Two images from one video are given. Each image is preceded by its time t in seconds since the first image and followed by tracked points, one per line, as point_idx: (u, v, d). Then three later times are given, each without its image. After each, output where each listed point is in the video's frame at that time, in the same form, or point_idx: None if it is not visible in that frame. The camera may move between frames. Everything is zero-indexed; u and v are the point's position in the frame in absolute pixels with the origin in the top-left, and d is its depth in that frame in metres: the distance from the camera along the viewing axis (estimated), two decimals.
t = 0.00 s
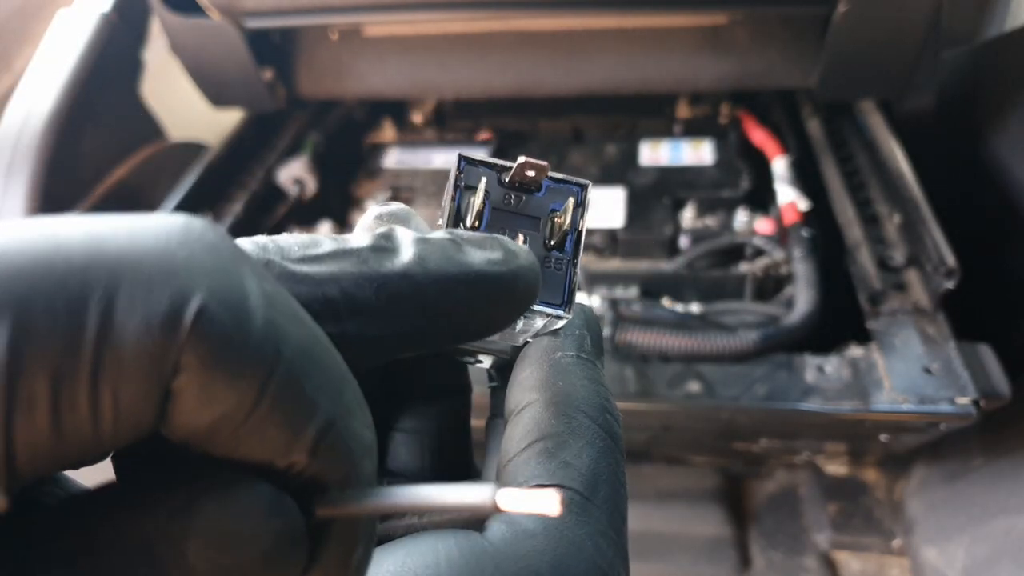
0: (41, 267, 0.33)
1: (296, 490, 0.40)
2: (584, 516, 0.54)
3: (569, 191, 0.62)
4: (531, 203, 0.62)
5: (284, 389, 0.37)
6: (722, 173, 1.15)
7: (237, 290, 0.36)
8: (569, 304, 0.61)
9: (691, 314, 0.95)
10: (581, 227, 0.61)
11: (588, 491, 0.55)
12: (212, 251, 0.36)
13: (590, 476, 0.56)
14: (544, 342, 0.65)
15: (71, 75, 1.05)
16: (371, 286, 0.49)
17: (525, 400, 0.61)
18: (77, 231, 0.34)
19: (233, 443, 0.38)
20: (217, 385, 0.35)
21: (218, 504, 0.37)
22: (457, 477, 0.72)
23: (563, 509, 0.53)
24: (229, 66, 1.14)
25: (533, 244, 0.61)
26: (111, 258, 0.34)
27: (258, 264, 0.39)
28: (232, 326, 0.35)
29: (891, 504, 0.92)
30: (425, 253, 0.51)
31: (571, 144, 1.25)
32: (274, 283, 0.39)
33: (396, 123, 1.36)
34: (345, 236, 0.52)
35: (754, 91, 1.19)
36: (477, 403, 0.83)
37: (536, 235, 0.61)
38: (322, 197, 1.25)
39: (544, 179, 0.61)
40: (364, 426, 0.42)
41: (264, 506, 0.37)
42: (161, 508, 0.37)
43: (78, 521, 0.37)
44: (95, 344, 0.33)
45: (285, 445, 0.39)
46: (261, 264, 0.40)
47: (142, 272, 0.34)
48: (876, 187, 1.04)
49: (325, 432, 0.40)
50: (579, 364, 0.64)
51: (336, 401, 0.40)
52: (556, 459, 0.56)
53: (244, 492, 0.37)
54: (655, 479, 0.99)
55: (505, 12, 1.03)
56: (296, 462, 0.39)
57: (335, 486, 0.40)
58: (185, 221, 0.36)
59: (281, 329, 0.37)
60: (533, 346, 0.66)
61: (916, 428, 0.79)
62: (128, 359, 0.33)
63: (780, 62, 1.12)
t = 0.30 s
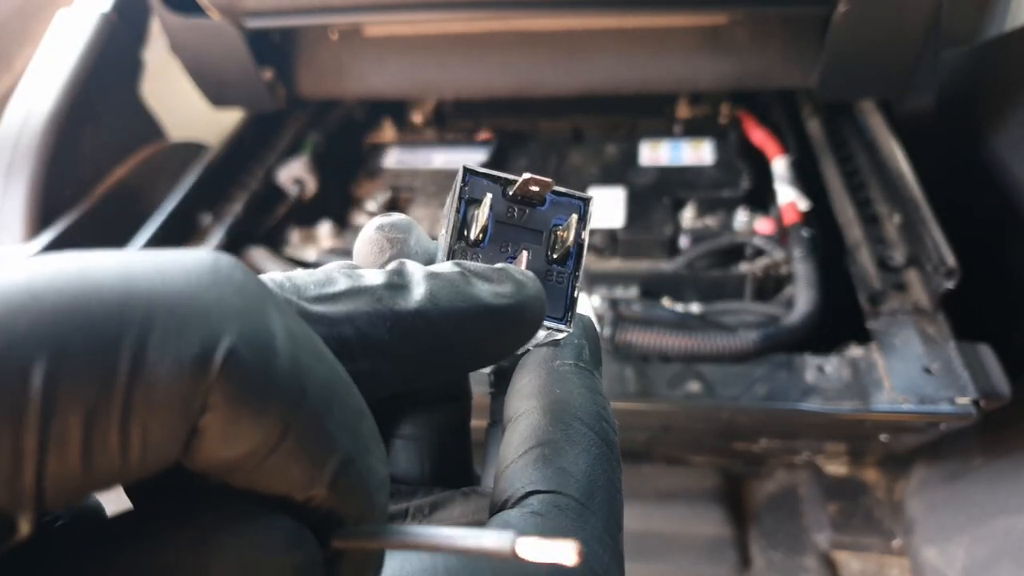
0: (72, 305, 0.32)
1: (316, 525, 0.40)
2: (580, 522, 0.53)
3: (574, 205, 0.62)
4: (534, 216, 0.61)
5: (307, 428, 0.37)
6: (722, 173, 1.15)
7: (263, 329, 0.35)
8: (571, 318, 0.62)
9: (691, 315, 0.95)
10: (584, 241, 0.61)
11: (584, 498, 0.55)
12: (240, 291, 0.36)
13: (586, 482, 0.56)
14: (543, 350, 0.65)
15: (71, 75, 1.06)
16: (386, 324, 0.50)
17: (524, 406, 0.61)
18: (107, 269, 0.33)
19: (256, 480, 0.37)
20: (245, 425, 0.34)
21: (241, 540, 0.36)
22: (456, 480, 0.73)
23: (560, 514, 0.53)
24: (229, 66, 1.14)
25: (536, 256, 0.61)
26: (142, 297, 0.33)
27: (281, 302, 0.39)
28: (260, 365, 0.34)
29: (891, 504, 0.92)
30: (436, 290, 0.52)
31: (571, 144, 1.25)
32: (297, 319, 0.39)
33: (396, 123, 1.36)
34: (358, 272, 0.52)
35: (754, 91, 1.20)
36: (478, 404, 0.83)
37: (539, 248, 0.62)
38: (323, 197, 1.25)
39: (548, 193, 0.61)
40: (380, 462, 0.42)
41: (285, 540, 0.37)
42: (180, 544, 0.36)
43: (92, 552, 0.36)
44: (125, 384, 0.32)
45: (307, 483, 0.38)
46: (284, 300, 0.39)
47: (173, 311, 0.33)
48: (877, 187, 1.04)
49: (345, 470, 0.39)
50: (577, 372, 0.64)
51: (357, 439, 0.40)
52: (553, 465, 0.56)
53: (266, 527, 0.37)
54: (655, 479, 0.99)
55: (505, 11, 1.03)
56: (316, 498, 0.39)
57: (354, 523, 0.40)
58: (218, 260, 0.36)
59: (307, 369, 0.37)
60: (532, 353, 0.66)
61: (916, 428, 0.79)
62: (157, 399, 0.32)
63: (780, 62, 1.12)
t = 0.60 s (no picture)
0: (82, 313, 0.32)
1: (322, 532, 0.41)
2: (587, 523, 0.53)
3: (583, 207, 0.62)
4: (543, 218, 0.61)
5: (316, 437, 0.37)
6: (722, 173, 1.15)
7: (274, 338, 0.36)
8: (579, 321, 0.62)
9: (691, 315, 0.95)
10: (593, 244, 0.61)
11: (590, 499, 0.55)
12: (250, 300, 0.36)
13: (592, 483, 0.56)
14: (549, 352, 0.66)
15: (72, 75, 1.06)
16: (395, 330, 0.49)
17: (529, 408, 0.61)
18: (118, 277, 0.33)
19: (265, 489, 0.37)
20: (255, 435, 0.34)
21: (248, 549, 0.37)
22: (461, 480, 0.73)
23: (566, 515, 0.53)
24: (229, 66, 1.14)
25: (544, 259, 0.61)
26: (153, 305, 0.33)
27: (291, 311, 0.39)
28: (270, 374, 0.35)
29: (892, 505, 0.92)
30: (444, 296, 0.51)
31: (571, 144, 1.25)
32: (306, 328, 0.39)
33: (396, 123, 1.36)
34: (366, 277, 0.51)
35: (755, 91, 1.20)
36: (483, 405, 0.83)
37: (547, 250, 0.62)
38: (323, 197, 1.25)
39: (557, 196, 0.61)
40: (385, 468, 0.42)
41: (294, 549, 0.38)
42: (189, 552, 0.36)
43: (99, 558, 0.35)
44: (134, 393, 0.32)
45: (317, 492, 0.38)
46: (294, 309, 0.39)
47: (184, 320, 0.33)
48: (876, 187, 1.04)
49: (353, 478, 0.39)
50: (583, 374, 0.65)
51: (364, 447, 0.40)
52: (559, 466, 0.56)
53: (275, 536, 0.37)
54: (655, 479, 0.99)
55: (505, 11, 1.03)
56: (324, 505, 0.39)
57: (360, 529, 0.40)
58: (228, 268, 0.36)
59: (316, 377, 0.37)
60: (538, 355, 0.66)
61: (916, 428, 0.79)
62: (167, 408, 0.32)
63: (780, 62, 1.12)
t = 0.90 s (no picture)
0: (65, 313, 0.32)
1: (313, 534, 0.41)
2: (592, 521, 0.53)
3: (587, 199, 0.62)
4: (545, 208, 0.62)
5: (303, 436, 0.37)
6: (722, 173, 1.15)
7: (258, 337, 0.36)
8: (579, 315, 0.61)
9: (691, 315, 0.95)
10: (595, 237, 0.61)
11: (595, 496, 0.55)
12: (236, 299, 0.36)
13: (597, 480, 0.56)
14: (552, 347, 0.66)
15: (72, 75, 1.06)
16: (385, 325, 0.50)
17: (533, 403, 0.61)
18: (102, 275, 0.34)
19: (252, 491, 0.37)
20: (238, 435, 0.34)
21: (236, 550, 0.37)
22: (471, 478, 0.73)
23: (570, 513, 0.53)
24: (229, 66, 1.14)
25: (546, 251, 0.61)
26: (136, 304, 0.33)
27: (278, 310, 0.39)
28: (254, 373, 0.35)
29: (891, 504, 0.92)
30: (436, 290, 0.51)
31: (571, 144, 1.25)
32: (295, 327, 0.39)
33: (396, 123, 1.36)
34: (357, 272, 0.52)
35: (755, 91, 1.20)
36: (493, 405, 0.83)
37: (550, 242, 0.62)
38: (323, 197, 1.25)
39: (560, 186, 0.61)
40: (376, 469, 0.42)
41: (282, 550, 0.38)
42: (179, 552, 0.37)
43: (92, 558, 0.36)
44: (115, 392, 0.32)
45: (306, 493, 0.38)
46: (282, 308, 0.39)
47: (166, 319, 0.33)
48: (876, 187, 1.04)
49: (342, 479, 0.39)
50: (587, 368, 0.65)
51: (353, 445, 0.40)
52: (563, 463, 0.56)
53: (262, 537, 0.38)
54: (655, 480, 0.99)
55: (506, 11, 1.03)
56: (314, 507, 0.39)
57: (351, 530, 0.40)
58: (214, 267, 0.36)
59: (302, 376, 0.37)
60: (542, 350, 0.66)
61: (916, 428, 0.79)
62: (150, 408, 0.32)
63: (780, 62, 1.12)
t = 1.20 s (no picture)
0: (36, 321, 0.31)
1: (298, 548, 0.41)
2: (592, 504, 0.53)
3: (563, 148, 0.61)
4: (515, 156, 0.61)
5: (286, 447, 0.38)
6: (722, 172, 1.15)
7: (241, 347, 0.36)
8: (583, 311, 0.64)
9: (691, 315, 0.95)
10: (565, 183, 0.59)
11: (596, 479, 0.55)
12: (218, 308, 0.36)
13: (595, 458, 0.56)
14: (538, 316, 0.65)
15: (71, 76, 1.05)
16: (382, 342, 0.50)
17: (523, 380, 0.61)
18: (78, 283, 0.33)
19: (236, 504, 0.38)
20: (218, 449, 0.35)
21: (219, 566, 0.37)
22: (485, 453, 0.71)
23: (569, 499, 0.53)
24: (229, 66, 1.14)
25: (510, 201, 0.59)
26: (114, 315, 0.33)
27: (263, 316, 0.39)
28: (236, 385, 0.35)
29: (891, 504, 0.92)
30: (438, 309, 0.53)
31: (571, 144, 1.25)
32: (280, 333, 0.39)
33: (396, 123, 1.36)
34: (357, 286, 0.52)
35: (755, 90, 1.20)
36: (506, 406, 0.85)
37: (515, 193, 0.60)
38: (323, 197, 1.25)
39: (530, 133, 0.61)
40: (361, 477, 0.43)
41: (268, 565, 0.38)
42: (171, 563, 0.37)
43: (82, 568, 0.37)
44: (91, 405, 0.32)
45: (290, 504, 0.39)
46: (268, 315, 0.39)
47: (144, 330, 0.33)
48: (876, 187, 1.04)
49: (326, 493, 0.40)
50: (575, 335, 0.64)
51: (337, 457, 0.41)
52: (561, 449, 0.55)
53: (246, 552, 0.38)
54: (655, 479, 0.99)
55: (506, 11, 1.03)
56: (299, 521, 0.40)
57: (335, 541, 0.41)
58: (197, 275, 0.36)
59: (286, 387, 0.37)
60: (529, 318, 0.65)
61: (916, 428, 0.79)
62: (126, 421, 0.32)
63: (780, 62, 1.12)
